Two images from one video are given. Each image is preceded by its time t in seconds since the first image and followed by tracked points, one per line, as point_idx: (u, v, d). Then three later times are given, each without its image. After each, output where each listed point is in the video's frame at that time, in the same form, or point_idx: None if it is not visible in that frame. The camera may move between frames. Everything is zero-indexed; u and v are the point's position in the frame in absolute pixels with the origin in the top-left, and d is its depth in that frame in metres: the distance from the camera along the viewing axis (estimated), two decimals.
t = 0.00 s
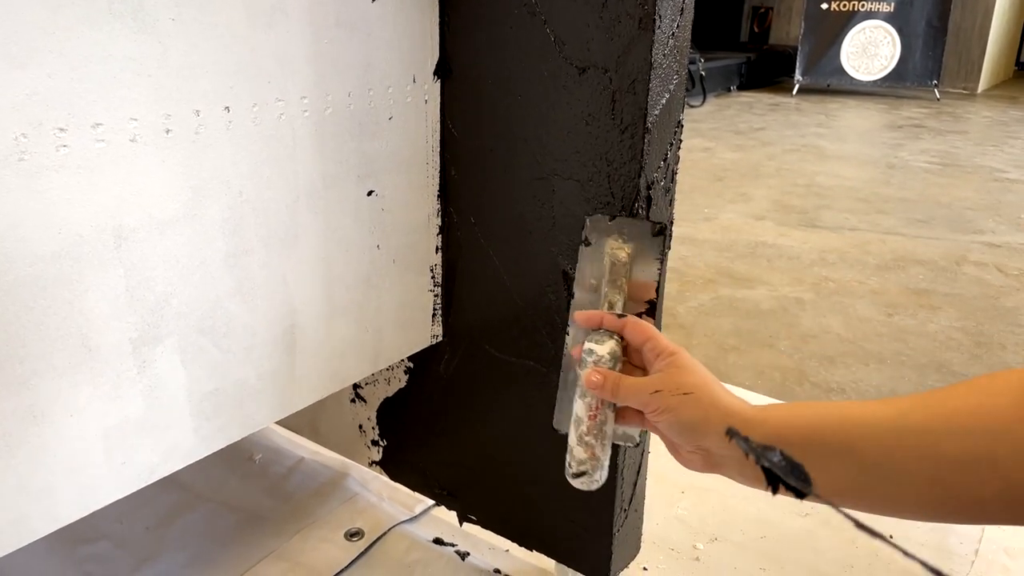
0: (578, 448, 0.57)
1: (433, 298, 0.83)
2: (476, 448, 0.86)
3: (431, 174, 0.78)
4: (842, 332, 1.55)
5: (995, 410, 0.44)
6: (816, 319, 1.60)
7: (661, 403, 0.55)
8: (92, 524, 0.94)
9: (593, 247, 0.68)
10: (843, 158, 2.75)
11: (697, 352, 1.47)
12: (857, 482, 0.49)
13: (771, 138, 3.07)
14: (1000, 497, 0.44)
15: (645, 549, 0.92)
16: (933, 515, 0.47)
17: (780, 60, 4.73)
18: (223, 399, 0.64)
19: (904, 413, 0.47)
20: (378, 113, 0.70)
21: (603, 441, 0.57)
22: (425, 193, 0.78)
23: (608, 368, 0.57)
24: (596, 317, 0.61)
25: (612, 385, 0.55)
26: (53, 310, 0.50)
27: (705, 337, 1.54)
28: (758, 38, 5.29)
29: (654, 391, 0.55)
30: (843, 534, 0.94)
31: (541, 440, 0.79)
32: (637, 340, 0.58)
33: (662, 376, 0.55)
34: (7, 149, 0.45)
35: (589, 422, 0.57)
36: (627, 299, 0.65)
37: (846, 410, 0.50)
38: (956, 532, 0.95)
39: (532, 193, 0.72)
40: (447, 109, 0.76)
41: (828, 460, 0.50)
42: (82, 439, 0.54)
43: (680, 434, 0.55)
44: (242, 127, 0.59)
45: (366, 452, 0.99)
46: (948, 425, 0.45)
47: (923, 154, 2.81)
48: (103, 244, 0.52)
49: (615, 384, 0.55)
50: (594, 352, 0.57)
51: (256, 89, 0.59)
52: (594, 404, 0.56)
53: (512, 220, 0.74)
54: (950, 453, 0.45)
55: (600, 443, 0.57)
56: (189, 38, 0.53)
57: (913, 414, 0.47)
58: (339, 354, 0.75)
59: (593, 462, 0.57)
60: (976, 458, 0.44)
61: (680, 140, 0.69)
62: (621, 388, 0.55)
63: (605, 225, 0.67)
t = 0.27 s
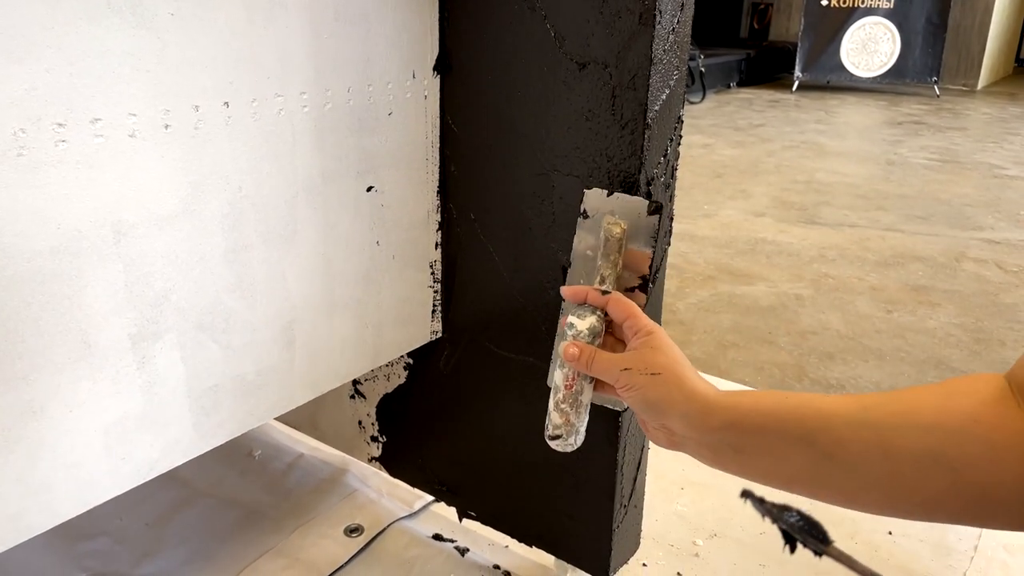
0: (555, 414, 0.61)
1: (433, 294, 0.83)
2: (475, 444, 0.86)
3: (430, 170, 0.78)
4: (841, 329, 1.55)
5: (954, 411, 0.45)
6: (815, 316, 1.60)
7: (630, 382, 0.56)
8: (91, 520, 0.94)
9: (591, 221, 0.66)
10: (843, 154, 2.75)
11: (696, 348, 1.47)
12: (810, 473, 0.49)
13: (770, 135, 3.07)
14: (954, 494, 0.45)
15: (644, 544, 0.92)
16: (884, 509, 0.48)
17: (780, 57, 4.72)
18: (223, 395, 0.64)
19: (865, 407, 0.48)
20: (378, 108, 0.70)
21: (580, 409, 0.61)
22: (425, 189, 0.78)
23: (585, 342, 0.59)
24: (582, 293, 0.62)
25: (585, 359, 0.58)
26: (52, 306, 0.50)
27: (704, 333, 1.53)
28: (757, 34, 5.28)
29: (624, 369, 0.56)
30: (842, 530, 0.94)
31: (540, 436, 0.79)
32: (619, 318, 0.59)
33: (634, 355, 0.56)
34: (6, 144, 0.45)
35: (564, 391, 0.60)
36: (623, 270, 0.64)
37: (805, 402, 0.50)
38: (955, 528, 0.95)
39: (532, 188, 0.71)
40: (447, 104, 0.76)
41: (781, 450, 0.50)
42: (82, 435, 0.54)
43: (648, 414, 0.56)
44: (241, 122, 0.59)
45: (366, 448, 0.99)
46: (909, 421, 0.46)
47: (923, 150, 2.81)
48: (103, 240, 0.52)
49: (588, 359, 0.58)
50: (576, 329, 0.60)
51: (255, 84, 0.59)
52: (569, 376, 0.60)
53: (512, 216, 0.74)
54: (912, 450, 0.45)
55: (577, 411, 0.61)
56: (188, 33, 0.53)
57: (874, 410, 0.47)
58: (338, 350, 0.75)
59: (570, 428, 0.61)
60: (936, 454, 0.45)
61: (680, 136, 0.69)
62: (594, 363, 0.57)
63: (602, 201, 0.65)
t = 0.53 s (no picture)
0: (547, 392, 0.66)
1: (433, 292, 0.83)
2: (475, 442, 0.86)
3: (430, 168, 0.78)
4: (840, 327, 1.55)
5: (937, 394, 0.48)
6: (815, 314, 1.60)
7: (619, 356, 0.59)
8: (91, 518, 0.95)
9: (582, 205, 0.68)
10: (842, 152, 2.75)
11: (696, 346, 1.47)
12: (794, 448, 0.53)
13: (770, 132, 3.07)
14: (932, 473, 0.47)
15: (644, 542, 0.92)
16: (864, 486, 0.51)
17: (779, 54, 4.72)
18: (223, 393, 0.64)
19: (852, 387, 0.51)
20: (378, 107, 0.70)
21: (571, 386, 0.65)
22: (425, 187, 0.78)
23: (576, 321, 0.63)
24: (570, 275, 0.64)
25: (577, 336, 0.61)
26: (52, 303, 0.50)
27: (703, 331, 1.54)
28: (757, 32, 5.28)
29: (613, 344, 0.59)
30: (841, 527, 0.94)
31: (540, 433, 0.79)
32: (609, 297, 0.62)
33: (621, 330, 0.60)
34: (6, 142, 0.45)
35: (556, 369, 0.64)
36: (612, 253, 0.68)
37: (793, 383, 0.53)
38: (953, 526, 0.95)
39: (532, 187, 0.72)
40: (447, 102, 0.76)
41: (767, 426, 0.54)
42: (82, 433, 0.54)
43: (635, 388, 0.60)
44: (241, 121, 0.59)
45: (366, 445, 0.99)
46: (892, 402, 0.49)
47: (922, 148, 2.81)
48: (104, 238, 0.52)
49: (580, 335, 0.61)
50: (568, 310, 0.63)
51: (255, 82, 0.59)
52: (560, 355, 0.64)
53: (512, 214, 0.74)
54: (895, 429, 0.48)
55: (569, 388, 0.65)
56: (189, 31, 0.53)
57: (860, 390, 0.50)
58: (338, 348, 0.75)
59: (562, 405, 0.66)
60: (916, 434, 0.48)
61: (680, 134, 0.69)
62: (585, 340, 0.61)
63: (593, 184, 0.67)
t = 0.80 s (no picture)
0: (508, 339, 0.68)
1: (432, 290, 0.83)
2: (475, 439, 0.86)
3: (430, 166, 0.78)
4: (840, 324, 1.55)
5: (890, 350, 0.46)
6: (814, 312, 1.60)
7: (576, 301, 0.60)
8: (91, 515, 0.95)
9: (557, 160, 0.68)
10: (842, 150, 2.75)
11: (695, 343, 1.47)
12: (743, 401, 0.50)
13: (770, 130, 3.07)
14: (877, 430, 0.46)
15: (643, 539, 0.92)
16: (809, 440, 0.49)
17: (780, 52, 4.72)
18: (223, 390, 0.64)
19: (806, 340, 0.48)
20: (378, 104, 0.70)
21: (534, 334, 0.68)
22: (425, 185, 0.78)
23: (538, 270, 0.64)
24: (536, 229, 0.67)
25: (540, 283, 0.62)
26: (53, 301, 0.50)
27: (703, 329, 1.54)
28: (757, 29, 5.27)
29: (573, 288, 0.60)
30: (840, 524, 0.95)
31: (540, 430, 0.79)
32: (574, 248, 0.64)
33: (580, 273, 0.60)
34: (7, 140, 0.45)
35: (516, 318, 0.67)
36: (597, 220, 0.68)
37: (746, 333, 0.51)
38: (952, 522, 0.95)
39: (531, 184, 0.72)
40: (447, 100, 0.76)
41: (716, 377, 0.51)
42: (83, 431, 0.54)
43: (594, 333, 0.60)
44: (242, 119, 0.59)
45: (366, 443, 0.99)
46: (846, 358, 0.47)
47: (922, 146, 2.81)
48: (104, 235, 0.52)
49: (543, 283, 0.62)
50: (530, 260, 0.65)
51: (256, 80, 0.59)
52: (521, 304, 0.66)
53: (512, 212, 0.74)
54: (844, 381, 0.46)
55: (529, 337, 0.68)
56: (189, 29, 0.53)
57: (816, 343, 0.48)
58: (338, 345, 0.75)
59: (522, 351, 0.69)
60: (864, 391, 0.46)
61: (680, 132, 0.69)
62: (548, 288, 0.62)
63: (573, 146, 0.67)
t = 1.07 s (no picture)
0: (486, 320, 0.73)
1: (435, 289, 0.83)
2: (477, 437, 0.86)
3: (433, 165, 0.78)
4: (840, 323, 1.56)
5: (851, 274, 0.50)
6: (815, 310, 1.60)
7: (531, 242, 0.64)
8: (93, 514, 0.95)
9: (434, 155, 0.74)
10: (841, 149, 2.75)
11: (696, 342, 1.47)
12: (702, 311, 0.55)
13: (769, 129, 3.07)
14: (829, 344, 0.50)
15: (645, 537, 0.92)
16: (771, 358, 0.53)
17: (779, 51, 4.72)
18: (227, 388, 0.65)
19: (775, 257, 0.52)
20: (381, 103, 0.70)
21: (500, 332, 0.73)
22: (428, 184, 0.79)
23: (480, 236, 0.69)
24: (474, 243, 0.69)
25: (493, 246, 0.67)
26: (58, 299, 0.50)
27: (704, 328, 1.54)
28: (757, 28, 5.27)
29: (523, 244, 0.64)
30: (842, 523, 0.95)
31: (543, 428, 0.79)
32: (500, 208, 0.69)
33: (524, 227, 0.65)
34: (13, 139, 0.45)
35: (483, 295, 0.72)
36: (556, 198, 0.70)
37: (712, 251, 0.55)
38: (953, 521, 0.96)
39: (534, 183, 0.72)
40: (450, 99, 0.76)
41: (678, 291, 0.55)
42: (87, 429, 0.54)
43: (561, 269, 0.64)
44: (246, 118, 0.59)
45: (368, 441, 1.00)
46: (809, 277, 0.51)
47: (922, 145, 2.81)
48: (109, 234, 0.52)
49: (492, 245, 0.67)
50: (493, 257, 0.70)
51: (260, 79, 0.59)
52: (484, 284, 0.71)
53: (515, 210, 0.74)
54: (804, 295, 0.50)
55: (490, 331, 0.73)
56: (193, 28, 0.53)
57: (783, 260, 0.52)
58: (341, 344, 0.75)
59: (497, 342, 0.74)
60: (821, 305, 0.50)
61: (682, 131, 0.70)
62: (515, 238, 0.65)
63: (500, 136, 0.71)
